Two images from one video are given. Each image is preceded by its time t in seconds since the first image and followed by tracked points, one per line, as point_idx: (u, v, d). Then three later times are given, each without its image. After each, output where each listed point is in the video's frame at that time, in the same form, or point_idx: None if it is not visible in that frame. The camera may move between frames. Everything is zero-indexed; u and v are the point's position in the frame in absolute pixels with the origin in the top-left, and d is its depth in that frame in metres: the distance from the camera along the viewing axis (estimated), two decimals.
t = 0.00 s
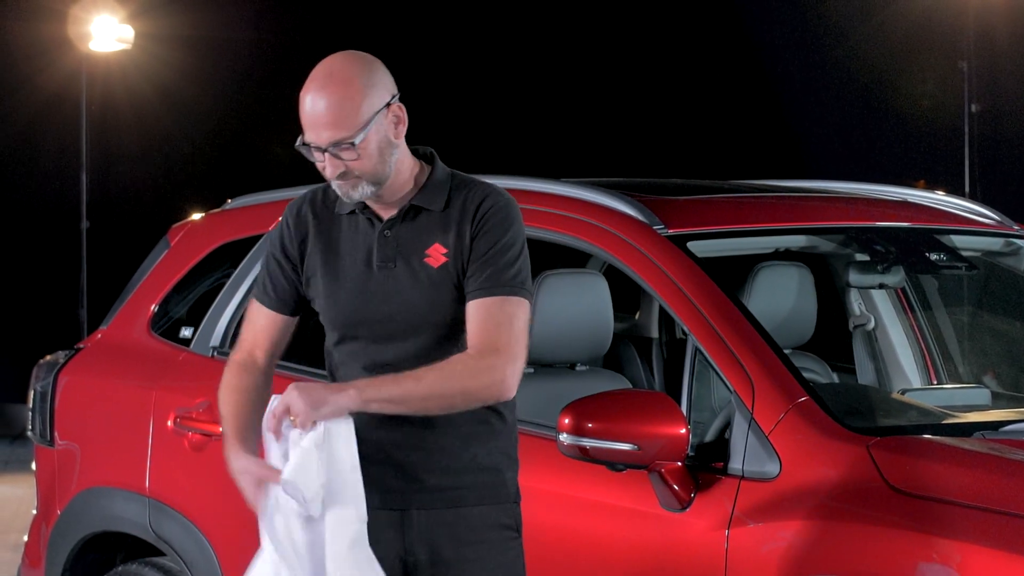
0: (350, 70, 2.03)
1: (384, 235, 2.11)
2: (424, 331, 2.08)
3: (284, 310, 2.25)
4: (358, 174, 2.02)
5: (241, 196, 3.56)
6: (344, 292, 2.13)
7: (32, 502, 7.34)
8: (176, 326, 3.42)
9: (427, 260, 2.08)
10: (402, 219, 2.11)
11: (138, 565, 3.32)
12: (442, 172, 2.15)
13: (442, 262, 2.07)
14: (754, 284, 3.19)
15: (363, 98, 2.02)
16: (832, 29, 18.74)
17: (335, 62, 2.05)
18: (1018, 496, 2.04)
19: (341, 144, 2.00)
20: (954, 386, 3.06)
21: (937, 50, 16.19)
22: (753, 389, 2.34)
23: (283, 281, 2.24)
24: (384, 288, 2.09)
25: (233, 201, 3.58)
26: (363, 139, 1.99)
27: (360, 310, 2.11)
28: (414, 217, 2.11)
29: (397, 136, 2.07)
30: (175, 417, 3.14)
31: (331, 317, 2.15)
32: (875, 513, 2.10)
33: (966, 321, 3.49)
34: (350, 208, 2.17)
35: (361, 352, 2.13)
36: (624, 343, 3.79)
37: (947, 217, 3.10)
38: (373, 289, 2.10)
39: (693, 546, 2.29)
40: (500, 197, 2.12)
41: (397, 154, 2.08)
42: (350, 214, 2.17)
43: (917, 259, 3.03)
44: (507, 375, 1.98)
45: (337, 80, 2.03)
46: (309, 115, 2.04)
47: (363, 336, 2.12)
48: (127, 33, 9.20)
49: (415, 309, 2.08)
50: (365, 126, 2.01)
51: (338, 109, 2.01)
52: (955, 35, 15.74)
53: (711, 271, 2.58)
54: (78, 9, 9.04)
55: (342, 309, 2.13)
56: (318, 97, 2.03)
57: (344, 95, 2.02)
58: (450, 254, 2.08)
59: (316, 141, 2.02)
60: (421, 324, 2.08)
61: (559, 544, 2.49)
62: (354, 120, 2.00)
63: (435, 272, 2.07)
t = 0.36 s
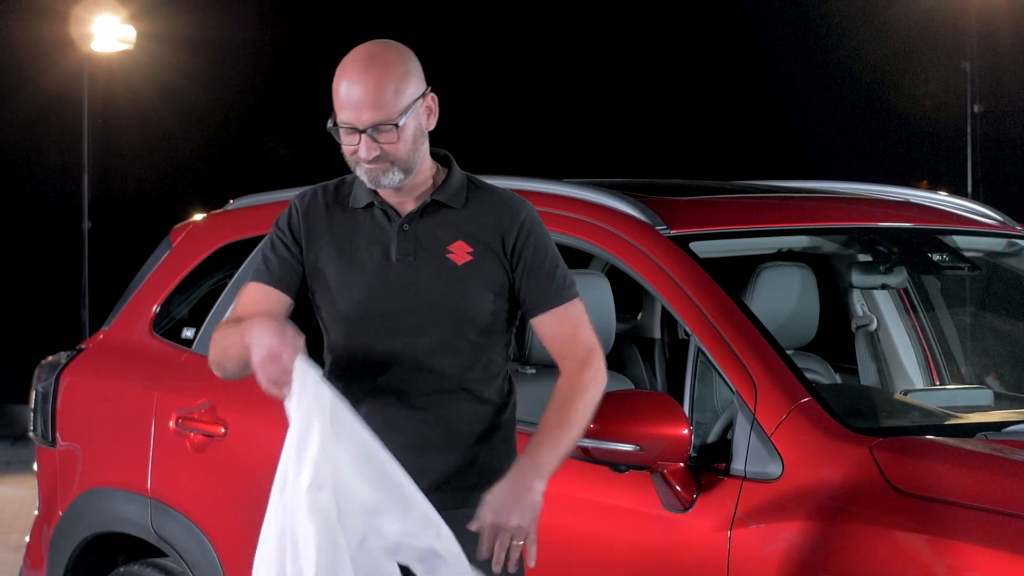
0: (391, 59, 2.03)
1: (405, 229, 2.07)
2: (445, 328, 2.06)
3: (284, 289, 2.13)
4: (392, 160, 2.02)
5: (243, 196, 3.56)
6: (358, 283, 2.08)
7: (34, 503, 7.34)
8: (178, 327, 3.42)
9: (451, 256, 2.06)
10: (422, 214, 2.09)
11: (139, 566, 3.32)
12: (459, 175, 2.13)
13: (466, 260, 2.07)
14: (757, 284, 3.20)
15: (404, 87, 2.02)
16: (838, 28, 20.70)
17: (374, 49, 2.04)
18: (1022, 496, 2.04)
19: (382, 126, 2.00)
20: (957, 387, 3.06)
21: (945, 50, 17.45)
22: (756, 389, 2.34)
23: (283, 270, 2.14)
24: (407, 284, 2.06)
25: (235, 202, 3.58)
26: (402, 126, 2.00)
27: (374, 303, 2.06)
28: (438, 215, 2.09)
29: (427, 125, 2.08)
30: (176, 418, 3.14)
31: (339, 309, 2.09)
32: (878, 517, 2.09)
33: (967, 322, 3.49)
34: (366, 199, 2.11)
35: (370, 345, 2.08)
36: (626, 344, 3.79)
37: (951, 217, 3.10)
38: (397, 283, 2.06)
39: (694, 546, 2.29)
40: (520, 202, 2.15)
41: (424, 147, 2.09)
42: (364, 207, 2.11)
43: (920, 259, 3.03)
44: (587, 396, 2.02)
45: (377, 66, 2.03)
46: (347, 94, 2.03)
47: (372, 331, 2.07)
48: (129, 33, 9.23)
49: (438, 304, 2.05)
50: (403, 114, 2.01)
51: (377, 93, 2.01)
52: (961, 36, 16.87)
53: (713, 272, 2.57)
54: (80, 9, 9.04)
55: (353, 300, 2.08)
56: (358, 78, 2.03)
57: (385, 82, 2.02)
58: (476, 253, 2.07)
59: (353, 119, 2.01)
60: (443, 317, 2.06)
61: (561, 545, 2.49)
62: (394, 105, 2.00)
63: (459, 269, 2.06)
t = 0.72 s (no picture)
0: (435, 46, 2.02)
1: (422, 221, 2.09)
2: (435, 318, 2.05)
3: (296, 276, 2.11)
4: (429, 143, 2.01)
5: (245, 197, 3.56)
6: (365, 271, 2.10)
7: (36, 503, 7.35)
8: (180, 328, 3.42)
9: (460, 252, 2.06)
10: (440, 211, 2.10)
11: (141, 567, 3.32)
12: (486, 182, 2.12)
13: (475, 257, 2.05)
14: (760, 284, 3.19)
15: (448, 73, 2.01)
16: (841, 28, 20.86)
17: (420, 37, 2.04)
18: None
19: (424, 107, 1.99)
20: (959, 388, 3.05)
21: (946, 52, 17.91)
22: (757, 391, 2.33)
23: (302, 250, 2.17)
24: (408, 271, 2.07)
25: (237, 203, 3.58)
26: (444, 109, 1.98)
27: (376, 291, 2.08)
28: (452, 212, 2.09)
29: (468, 117, 2.07)
30: (179, 419, 3.14)
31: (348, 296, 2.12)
32: (877, 515, 2.09)
33: (970, 322, 3.48)
34: (391, 190, 2.15)
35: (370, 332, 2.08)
36: (629, 346, 3.78)
37: (953, 218, 3.10)
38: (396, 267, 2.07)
39: (696, 546, 2.29)
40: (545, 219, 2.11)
41: (461, 141, 2.07)
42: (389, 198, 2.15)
43: (923, 261, 3.02)
44: (516, 378, 1.89)
45: (422, 52, 2.02)
46: (390, 75, 2.01)
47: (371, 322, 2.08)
48: (131, 34, 9.24)
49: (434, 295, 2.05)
50: (446, 99, 2.00)
51: (420, 76, 2.00)
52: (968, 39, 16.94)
53: (716, 274, 2.56)
54: (82, 9, 9.04)
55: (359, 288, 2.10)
56: (401, 61, 2.02)
57: (429, 66, 2.01)
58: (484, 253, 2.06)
59: (395, 100, 2.00)
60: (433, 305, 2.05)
61: (563, 546, 2.49)
62: (437, 88, 1.99)
63: (466, 263, 2.05)
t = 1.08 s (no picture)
0: (435, 40, 2.09)
1: (430, 220, 2.06)
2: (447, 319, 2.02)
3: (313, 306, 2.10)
4: (425, 133, 2.05)
5: (247, 198, 3.55)
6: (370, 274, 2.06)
7: (38, 504, 7.34)
8: (181, 328, 3.41)
9: (471, 249, 2.03)
10: (446, 207, 2.07)
11: (143, 568, 3.31)
12: (488, 180, 2.10)
13: (485, 253, 2.04)
14: (761, 285, 3.19)
15: (448, 64, 2.07)
16: (843, 29, 20.89)
17: (420, 35, 2.11)
18: None
19: (422, 95, 2.05)
20: (963, 388, 3.05)
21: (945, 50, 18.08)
22: (760, 390, 2.33)
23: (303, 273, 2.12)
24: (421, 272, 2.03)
25: (239, 203, 3.57)
26: (441, 96, 2.04)
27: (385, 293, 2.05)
28: (459, 209, 2.07)
29: (466, 116, 2.12)
30: (181, 419, 3.13)
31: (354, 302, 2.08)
32: (881, 513, 2.09)
33: (974, 323, 3.48)
34: (393, 192, 2.11)
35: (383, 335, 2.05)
36: (631, 346, 3.77)
37: (956, 218, 3.10)
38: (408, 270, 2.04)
39: (700, 548, 2.28)
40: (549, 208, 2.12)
41: (459, 136, 2.11)
42: (390, 200, 2.11)
43: (925, 261, 3.04)
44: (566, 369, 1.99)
45: (422, 45, 2.08)
46: (390, 67, 2.08)
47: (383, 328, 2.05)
48: (133, 34, 9.24)
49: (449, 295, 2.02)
50: (444, 90, 2.06)
51: (419, 66, 2.06)
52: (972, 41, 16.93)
53: (719, 275, 2.56)
54: (83, 10, 9.05)
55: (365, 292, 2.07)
56: (401, 53, 2.09)
57: (429, 57, 2.07)
58: (495, 249, 2.04)
59: (395, 88, 2.06)
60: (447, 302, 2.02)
61: (567, 547, 2.47)
62: (436, 78, 2.05)
63: (477, 261, 2.03)
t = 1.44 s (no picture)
0: (398, 44, 2.09)
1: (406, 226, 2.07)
2: (428, 323, 2.03)
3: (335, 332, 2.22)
4: (397, 136, 2.05)
5: (248, 198, 3.55)
6: (361, 286, 2.10)
7: (39, 505, 7.34)
8: (184, 329, 3.41)
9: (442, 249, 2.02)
10: (424, 211, 2.08)
11: (144, 568, 3.31)
12: (469, 168, 2.12)
13: (456, 252, 2.01)
14: (763, 287, 3.19)
15: (412, 66, 2.06)
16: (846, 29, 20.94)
17: (385, 40, 2.11)
18: None
19: (388, 99, 2.05)
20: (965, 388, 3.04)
21: (948, 52, 18.20)
22: (762, 389, 2.33)
23: (319, 300, 2.22)
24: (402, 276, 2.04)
25: (241, 203, 3.57)
26: (406, 98, 2.04)
27: (376, 300, 2.08)
28: (434, 209, 2.07)
29: (438, 117, 2.11)
30: (182, 421, 3.13)
31: (354, 311, 2.12)
32: (883, 516, 2.08)
33: (976, 324, 3.46)
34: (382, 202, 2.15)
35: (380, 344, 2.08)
36: (634, 347, 3.76)
37: (958, 219, 3.09)
38: (391, 278, 2.06)
39: (703, 550, 2.28)
40: (527, 195, 2.06)
41: (433, 136, 2.11)
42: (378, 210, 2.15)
43: (927, 261, 3.00)
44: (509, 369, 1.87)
45: (384, 51, 2.08)
46: (353, 74, 2.08)
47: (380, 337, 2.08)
48: (135, 35, 9.24)
49: (425, 301, 2.02)
50: (410, 91, 2.06)
51: (381, 71, 2.06)
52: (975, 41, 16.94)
53: (720, 274, 2.56)
54: (85, 10, 9.05)
55: (359, 301, 2.10)
56: (363, 61, 2.09)
57: (391, 61, 2.07)
58: (465, 245, 2.01)
59: (361, 95, 2.06)
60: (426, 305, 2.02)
61: (573, 549, 2.47)
62: (401, 80, 2.05)
63: (448, 261, 2.01)
